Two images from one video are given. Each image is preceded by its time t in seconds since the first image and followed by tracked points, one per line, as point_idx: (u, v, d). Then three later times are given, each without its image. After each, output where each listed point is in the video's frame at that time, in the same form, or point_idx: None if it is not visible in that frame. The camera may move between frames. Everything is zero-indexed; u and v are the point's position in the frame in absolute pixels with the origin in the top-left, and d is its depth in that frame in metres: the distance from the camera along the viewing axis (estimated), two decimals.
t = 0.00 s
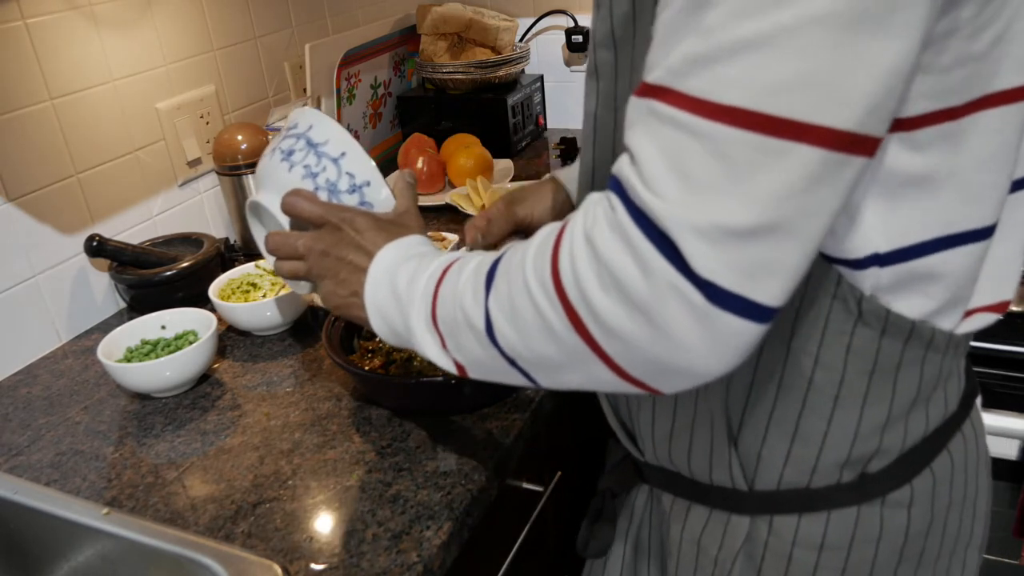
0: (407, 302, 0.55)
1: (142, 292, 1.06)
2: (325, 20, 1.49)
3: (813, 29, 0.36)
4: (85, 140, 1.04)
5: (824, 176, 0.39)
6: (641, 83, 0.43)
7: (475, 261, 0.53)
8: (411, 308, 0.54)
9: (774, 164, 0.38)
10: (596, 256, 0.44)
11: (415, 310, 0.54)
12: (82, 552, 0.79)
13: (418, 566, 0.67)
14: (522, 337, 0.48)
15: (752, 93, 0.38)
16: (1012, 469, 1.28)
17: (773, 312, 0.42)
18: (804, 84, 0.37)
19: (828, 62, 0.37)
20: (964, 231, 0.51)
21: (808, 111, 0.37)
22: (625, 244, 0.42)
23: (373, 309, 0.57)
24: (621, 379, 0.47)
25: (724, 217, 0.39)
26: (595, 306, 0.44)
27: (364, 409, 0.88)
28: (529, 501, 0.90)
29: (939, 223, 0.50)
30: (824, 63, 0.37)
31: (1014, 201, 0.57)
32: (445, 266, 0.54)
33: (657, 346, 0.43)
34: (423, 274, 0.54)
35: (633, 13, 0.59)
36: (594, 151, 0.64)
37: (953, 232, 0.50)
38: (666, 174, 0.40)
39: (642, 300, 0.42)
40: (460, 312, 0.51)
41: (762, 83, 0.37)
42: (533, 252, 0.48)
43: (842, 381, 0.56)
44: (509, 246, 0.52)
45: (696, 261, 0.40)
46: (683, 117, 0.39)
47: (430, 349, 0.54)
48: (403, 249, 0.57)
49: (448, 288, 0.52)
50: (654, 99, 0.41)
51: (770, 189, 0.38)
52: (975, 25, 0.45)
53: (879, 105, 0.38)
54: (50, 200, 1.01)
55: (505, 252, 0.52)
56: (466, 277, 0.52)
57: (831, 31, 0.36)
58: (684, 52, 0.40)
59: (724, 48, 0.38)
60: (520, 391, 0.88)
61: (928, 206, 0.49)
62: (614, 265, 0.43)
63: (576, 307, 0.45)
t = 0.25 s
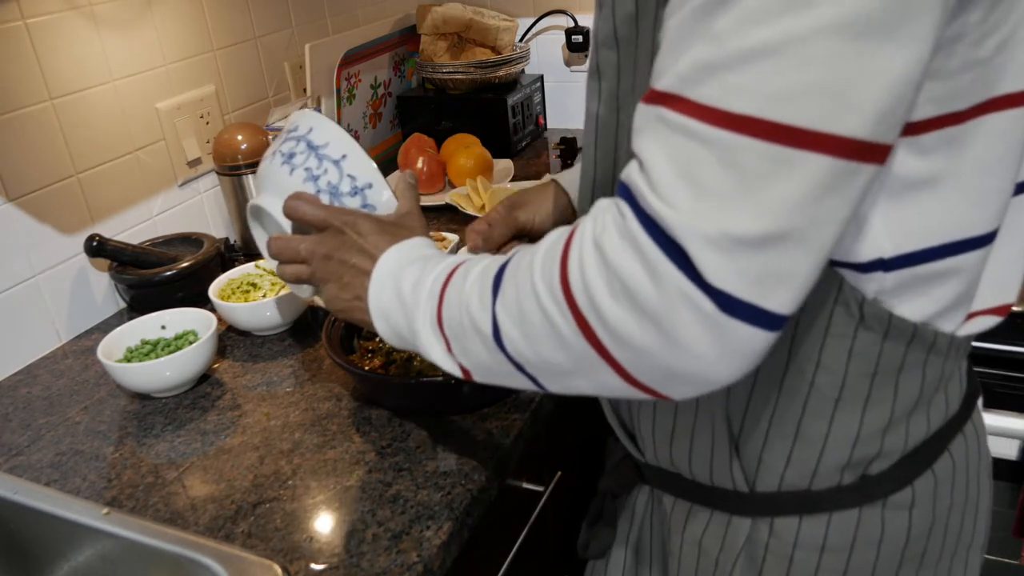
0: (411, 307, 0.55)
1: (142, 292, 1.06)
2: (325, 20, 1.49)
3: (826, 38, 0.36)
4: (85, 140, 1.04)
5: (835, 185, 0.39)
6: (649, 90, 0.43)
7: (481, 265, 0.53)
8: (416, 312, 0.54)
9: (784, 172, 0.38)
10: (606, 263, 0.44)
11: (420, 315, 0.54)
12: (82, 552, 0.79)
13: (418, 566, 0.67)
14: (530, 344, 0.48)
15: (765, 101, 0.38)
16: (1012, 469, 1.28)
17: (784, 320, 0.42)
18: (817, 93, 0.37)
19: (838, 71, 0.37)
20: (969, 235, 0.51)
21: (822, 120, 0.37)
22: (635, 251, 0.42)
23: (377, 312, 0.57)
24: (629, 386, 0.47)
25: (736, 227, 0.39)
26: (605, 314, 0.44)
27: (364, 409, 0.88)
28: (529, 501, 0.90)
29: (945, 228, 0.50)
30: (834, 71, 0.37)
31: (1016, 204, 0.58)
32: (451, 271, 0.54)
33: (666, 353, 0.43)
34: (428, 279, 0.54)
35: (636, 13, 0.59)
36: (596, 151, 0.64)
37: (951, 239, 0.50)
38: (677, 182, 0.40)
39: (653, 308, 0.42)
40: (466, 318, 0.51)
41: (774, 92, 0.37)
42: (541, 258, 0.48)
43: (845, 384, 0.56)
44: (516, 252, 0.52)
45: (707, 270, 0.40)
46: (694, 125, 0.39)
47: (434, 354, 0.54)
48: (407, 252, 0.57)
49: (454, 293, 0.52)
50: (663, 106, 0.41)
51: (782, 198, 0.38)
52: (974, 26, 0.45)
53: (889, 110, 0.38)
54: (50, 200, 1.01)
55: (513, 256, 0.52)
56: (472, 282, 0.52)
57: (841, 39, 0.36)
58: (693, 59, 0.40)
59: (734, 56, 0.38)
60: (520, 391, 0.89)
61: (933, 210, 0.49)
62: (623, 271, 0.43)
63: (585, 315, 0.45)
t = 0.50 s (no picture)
0: (415, 312, 0.55)
1: (142, 292, 1.06)
2: (325, 20, 1.49)
3: (837, 47, 0.36)
4: (85, 140, 1.04)
5: (845, 194, 0.39)
6: (656, 98, 0.43)
7: (485, 270, 0.53)
8: (420, 316, 0.54)
9: (794, 183, 0.38)
10: (614, 270, 0.44)
11: (424, 318, 0.54)
12: (82, 552, 0.79)
13: (418, 566, 0.67)
14: (539, 350, 0.48)
15: (777, 112, 0.38)
16: (1012, 469, 1.28)
17: (795, 326, 0.42)
18: (828, 103, 0.37)
19: (849, 80, 0.37)
20: (966, 238, 0.51)
21: (835, 130, 0.37)
22: (644, 258, 0.42)
23: (378, 315, 0.57)
24: (638, 391, 0.47)
25: (748, 237, 0.39)
26: (617, 322, 0.44)
27: (364, 409, 0.88)
28: (529, 501, 0.90)
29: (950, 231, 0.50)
30: (844, 81, 0.37)
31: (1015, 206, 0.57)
32: (453, 274, 0.54)
33: (677, 359, 0.43)
34: (430, 282, 0.54)
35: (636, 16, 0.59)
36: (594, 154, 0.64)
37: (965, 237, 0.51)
38: (686, 191, 0.40)
39: (665, 316, 0.42)
40: (472, 322, 0.51)
41: (785, 102, 0.37)
42: (547, 264, 0.48)
43: (842, 386, 0.56)
44: (522, 256, 0.52)
45: (720, 280, 0.40)
46: (702, 135, 0.39)
47: (440, 356, 0.54)
48: (407, 254, 0.58)
49: (458, 297, 0.52)
50: (671, 115, 0.41)
51: (795, 207, 0.38)
52: (972, 30, 0.46)
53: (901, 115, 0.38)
54: (50, 200, 1.01)
55: (519, 261, 0.51)
56: (476, 287, 0.52)
57: (852, 49, 0.36)
58: (701, 69, 0.40)
59: (743, 67, 0.38)
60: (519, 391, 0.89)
61: (936, 211, 0.49)
62: (632, 279, 0.43)
63: (596, 323, 0.45)
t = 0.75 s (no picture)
0: (412, 316, 0.54)
1: (142, 292, 1.06)
2: (325, 20, 1.49)
3: (840, 51, 0.36)
4: (85, 140, 1.04)
5: (847, 197, 0.39)
6: (656, 103, 0.43)
7: (483, 273, 0.53)
8: (417, 320, 0.54)
9: (797, 188, 0.38)
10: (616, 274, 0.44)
11: (421, 320, 0.54)
12: (82, 552, 0.79)
13: (418, 566, 0.67)
14: (539, 355, 0.48)
15: (779, 116, 0.38)
16: (1012, 469, 1.28)
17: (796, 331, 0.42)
18: (830, 107, 0.37)
19: (853, 84, 0.37)
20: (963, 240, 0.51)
21: (837, 134, 0.37)
22: (646, 263, 0.42)
23: (376, 323, 0.56)
24: (639, 394, 0.47)
25: (752, 242, 0.39)
26: (618, 327, 0.44)
27: (364, 409, 0.88)
28: (529, 501, 0.90)
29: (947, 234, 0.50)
30: (849, 84, 0.37)
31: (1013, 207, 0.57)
32: (451, 276, 0.54)
33: (679, 364, 0.43)
34: (426, 284, 0.54)
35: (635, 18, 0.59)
36: (592, 154, 0.64)
37: (960, 240, 0.51)
38: (688, 196, 0.40)
39: (668, 322, 0.42)
40: (471, 326, 0.51)
41: (787, 106, 0.37)
42: (547, 267, 0.48)
43: (836, 387, 0.56)
44: (521, 259, 0.52)
45: (722, 285, 0.40)
46: (705, 140, 0.39)
47: (437, 363, 0.54)
48: (403, 256, 0.57)
49: (456, 299, 0.52)
50: (673, 120, 0.41)
51: (797, 212, 0.38)
52: (970, 32, 0.46)
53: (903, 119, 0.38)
54: (50, 200, 1.01)
55: (518, 264, 0.51)
56: (475, 290, 0.52)
57: (855, 54, 0.36)
58: (703, 73, 0.40)
59: (746, 72, 0.38)
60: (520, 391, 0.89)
61: (935, 211, 0.49)
62: (635, 284, 0.43)
63: (598, 328, 0.45)
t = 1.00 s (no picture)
0: (404, 336, 0.54)
1: (142, 292, 1.06)
2: (325, 20, 1.49)
3: (826, 64, 0.36)
4: (85, 140, 1.05)
5: (833, 206, 0.39)
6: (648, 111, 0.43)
7: (472, 286, 0.52)
8: (409, 337, 0.54)
9: (787, 198, 0.38)
10: (612, 281, 0.44)
11: (412, 336, 0.53)
12: (82, 552, 0.79)
13: (418, 566, 0.67)
14: (539, 365, 0.48)
15: (766, 128, 0.37)
16: (1012, 470, 1.28)
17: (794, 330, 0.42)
18: (817, 119, 0.37)
19: (839, 94, 0.36)
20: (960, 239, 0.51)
21: (824, 146, 0.37)
22: (642, 270, 0.42)
23: (366, 343, 0.56)
24: (640, 398, 0.47)
25: (746, 249, 0.39)
26: (617, 334, 0.44)
27: (364, 409, 0.88)
28: (529, 501, 0.90)
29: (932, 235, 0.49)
30: (836, 96, 0.36)
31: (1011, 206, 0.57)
32: (441, 290, 0.53)
33: (679, 368, 0.43)
34: (415, 301, 0.54)
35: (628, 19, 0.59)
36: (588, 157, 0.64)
37: (948, 238, 0.50)
38: (682, 205, 0.40)
39: (667, 327, 0.42)
40: (467, 340, 0.51)
41: (774, 118, 0.37)
42: (541, 277, 0.48)
43: (835, 386, 0.56)
44: (510, 271, 0.52)
45: (718, 291, 0.40)
46: (697, 150, 0.39)
47: (432, 379, 0.54)
48: (387, 274, 0.57)
49: (449, 313, 0.52)
50: (665, 129, 0.41)
51: (790, 219, 0.38)
52: (969, 33, 0.46)
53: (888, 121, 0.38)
54: (50, 200, 1.01)
55: (510, 274, 0.51)
56: (468, 305, 0.51)
57: (842, 67, 0.36)
58: (692, 84, 0.40)
59: (733, 85, 0.38)
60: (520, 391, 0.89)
61: (930, 212, 0.49)
62: (631, 291, 0.43)
63: (596, 335, 0.45)
